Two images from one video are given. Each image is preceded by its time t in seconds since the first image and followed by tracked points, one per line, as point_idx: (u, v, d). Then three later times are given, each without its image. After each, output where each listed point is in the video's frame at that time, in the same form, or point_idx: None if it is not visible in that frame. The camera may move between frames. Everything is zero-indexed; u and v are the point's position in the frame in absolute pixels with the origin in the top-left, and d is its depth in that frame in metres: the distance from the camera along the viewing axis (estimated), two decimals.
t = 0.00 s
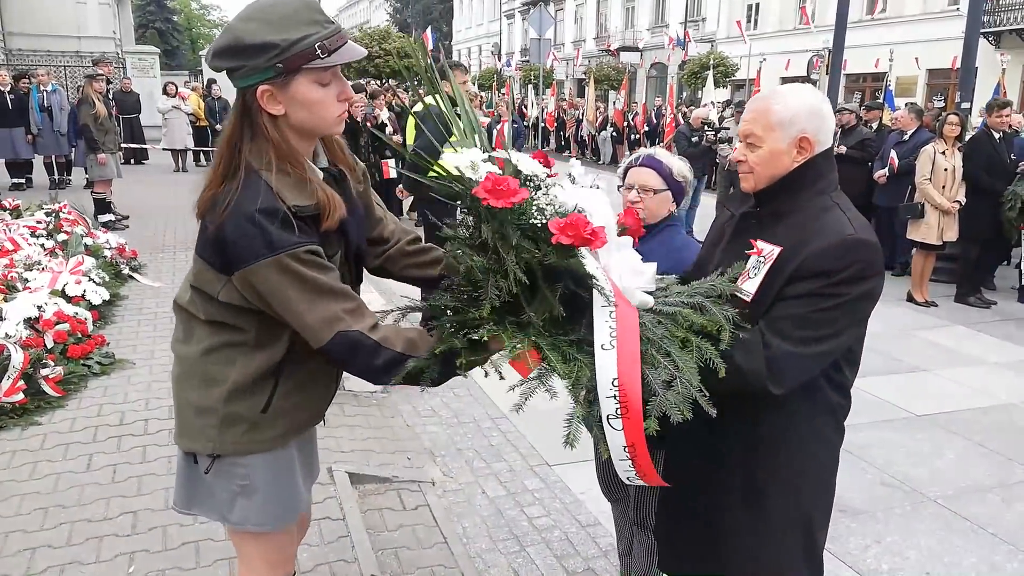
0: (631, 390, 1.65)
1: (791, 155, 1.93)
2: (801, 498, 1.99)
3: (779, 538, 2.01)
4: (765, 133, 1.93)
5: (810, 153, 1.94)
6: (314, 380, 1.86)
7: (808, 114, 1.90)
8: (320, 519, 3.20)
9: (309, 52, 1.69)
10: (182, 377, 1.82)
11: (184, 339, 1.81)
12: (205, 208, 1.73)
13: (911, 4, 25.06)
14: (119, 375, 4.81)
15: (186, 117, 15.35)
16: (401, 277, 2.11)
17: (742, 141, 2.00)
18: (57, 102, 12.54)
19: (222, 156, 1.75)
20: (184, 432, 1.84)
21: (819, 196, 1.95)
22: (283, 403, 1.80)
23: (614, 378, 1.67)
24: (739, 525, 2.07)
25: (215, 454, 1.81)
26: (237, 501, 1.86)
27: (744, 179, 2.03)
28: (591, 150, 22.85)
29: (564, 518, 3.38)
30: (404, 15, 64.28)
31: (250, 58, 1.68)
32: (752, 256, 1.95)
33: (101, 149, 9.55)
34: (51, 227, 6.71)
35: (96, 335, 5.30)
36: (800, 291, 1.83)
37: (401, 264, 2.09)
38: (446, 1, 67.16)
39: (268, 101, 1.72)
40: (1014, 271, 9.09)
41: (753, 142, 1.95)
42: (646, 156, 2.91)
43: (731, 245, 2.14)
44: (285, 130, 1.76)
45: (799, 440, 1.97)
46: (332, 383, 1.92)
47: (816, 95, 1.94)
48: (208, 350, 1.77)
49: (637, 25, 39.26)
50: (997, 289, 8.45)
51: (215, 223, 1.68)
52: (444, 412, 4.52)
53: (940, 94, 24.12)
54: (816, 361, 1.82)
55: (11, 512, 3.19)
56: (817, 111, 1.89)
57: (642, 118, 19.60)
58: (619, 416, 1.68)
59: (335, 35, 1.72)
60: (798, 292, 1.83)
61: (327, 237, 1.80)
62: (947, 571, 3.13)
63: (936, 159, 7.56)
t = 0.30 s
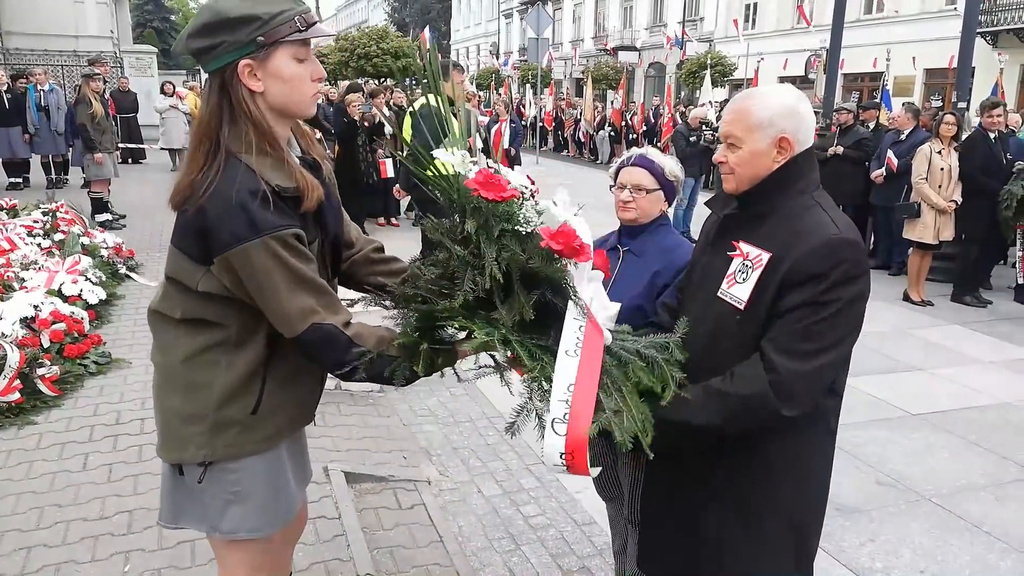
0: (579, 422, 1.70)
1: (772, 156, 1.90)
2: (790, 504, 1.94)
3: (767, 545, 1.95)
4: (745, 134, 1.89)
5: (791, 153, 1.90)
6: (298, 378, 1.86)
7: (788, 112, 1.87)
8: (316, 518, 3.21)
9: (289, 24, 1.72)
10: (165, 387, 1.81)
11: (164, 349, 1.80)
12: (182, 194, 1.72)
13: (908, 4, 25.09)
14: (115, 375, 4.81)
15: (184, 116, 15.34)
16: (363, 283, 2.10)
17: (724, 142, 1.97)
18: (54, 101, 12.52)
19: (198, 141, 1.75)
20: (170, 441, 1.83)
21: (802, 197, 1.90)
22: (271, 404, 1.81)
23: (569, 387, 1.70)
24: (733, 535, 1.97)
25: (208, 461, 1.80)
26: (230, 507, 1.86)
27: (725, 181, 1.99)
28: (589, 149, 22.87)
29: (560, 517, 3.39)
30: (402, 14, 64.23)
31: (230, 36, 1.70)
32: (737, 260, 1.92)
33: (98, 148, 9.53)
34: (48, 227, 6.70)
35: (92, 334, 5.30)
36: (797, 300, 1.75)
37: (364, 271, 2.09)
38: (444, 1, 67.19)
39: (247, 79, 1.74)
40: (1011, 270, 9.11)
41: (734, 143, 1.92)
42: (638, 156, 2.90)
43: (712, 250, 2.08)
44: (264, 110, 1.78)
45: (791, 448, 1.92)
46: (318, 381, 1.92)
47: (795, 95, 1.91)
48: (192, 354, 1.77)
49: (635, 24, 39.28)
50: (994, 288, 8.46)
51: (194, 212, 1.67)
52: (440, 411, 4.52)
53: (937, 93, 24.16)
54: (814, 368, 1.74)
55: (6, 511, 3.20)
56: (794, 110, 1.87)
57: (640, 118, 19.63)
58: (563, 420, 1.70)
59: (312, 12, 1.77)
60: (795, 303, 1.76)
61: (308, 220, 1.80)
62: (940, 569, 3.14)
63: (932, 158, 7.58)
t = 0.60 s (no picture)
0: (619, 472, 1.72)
1: (749, 157, 1.90)
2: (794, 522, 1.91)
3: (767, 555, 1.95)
4: (721, 137, 1.90)
5: (769, 155, 1.90)
6: (271, 401, 1.82)
7: (763, 113, 1.87)
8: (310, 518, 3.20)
9: (294, 67, 1.72)
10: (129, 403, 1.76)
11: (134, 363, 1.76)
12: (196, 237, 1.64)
13: (904, 4, 25.13)
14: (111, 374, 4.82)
15: (180, 116, 15.33)
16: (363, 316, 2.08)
17: (703, 146, 1.97)
18: (50, 101, 12.50)
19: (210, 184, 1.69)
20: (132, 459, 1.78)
21: (783, 197, 1.90)
22: (241, 424, 1.77)
23: (618, 410, 1.75)
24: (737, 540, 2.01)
25: (166, 479, 1.77)
26: (197, 520, 1.82)
27: (705, 184, 2.00)
28: (585, 149, 22.89)
29: (555, 515, 3.40)
30: (398, 14, 64.15)
31: (240, 84, 1.69)
32: (719, 262, 1.94)
33: (94, 148, 9.52)
34: (44, 227, 6.70)
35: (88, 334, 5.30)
36: (790, 308, 1.76)
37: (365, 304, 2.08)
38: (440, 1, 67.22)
39: (261, 122, 1.73)
40: (1005, 270, 9.14)
41: (711, 146, 1.93)
42: (628, 156, 2.95)
43: (696, 250, 2.09)
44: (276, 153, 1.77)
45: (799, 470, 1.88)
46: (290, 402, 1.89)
47: (771, 95, 1.91)
48: (163, 370, 1.72)
49: (632, 25, 39.30)
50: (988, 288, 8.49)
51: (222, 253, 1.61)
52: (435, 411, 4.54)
53: (933, 94, 24.23)
54: (818, 376, 1.75)
55: (2, 511, 3.20)
56: (768, 111, 1.87)
57: (636, 118, 19.66)
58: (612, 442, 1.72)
59: (313, 53, 1.78)
60: (788, 313, 1.77)
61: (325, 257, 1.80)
62: (934, 567, 3.16)
63: (927, 158, 7.59)
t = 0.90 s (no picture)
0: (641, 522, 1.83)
1: (735, 159, 1.91)
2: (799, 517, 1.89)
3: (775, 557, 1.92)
4: (705, 139, 1.91)
5: (754, 157, 1.91)
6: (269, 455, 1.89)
7: (748, 116, 1.87)
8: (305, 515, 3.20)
9: (313, 173, 1.86)
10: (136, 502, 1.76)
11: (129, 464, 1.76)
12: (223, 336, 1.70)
13: (898, 4, 25.21)
14: (105, 374, 4.81)
15: (174, 115, 15.28)
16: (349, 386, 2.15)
17: (689, 148, 1.99)
18: (43, 100, 12.47)
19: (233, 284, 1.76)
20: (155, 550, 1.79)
21: (772, 198, 1.90)
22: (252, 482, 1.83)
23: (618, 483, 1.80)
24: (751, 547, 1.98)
25: (199, 550, 1.80)
26: (241, 569, 1.87)
27: (694, 185, 2.02)
28: (580, 148, 22.92)
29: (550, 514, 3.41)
30: (394, 13, 64.06)
31: (266, 191, 1.79)
32: (710, 265, 1.95)
33: (87, 147, 9.49)
34: (37, 226, 6.68)
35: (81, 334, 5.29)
36: (783, 315, 1.77)
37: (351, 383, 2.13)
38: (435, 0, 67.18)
39: (283, 226, 1.83)
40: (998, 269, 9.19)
41: (697, 148, 1.94)
42: (613, 156, 2.79)
43: (688, 252, 2.10)
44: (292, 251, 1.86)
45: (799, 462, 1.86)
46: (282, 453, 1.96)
47: (757, 94, 1.90)
48: (164, 460, 1.73)
49: (627, 24, 39.33)
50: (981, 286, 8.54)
51: (252, 354, 1.70)
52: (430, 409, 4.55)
53: (927, 93, 24.31)
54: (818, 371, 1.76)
55: None
56: (752, 113, 1.87)
57: (631, 117, 19.71)
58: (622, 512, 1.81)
59: (324, 159, 1.92)
60: (780, 320, 1.77)
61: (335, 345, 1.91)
62: (926, 564, 3.17)
63: (920, 157, 7.61)
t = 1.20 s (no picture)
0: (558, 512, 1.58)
1: (719, 157, 1.92)
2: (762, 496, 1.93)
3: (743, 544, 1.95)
4: (689, 139, 1.92)
5: (737, 155, 1.93)
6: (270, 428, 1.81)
7: (730, 112, 1.89)
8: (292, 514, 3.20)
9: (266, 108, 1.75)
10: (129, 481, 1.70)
11: (116, 446, 1.70)
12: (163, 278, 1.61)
13: (886, 5, 25.35)
14: (92, 373, 4.79)
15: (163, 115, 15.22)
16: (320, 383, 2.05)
17: (672, 148, 1.99)
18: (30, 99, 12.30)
19: (181, 221, 1.66)
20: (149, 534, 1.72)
21: (753, 195, 1.93)
22: (252, 457, 1.75)
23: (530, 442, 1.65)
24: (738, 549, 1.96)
25: (198, 531, 1.72)
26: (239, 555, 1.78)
27: (677, 186, 2.02)
28: (571, 148, 22.96)
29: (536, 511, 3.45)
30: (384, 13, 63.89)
31: (215, 119, 1.67)
32: (693, 261, 1.96)
33: (75, 148, 9.43)
34: (24, 226, 6.64)
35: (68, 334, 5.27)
36: (759, 303, 1.80)
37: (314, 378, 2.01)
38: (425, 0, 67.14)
39: (238, 155, 1.73)
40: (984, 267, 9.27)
41: (680, 148, 1.95)
42: (587, 160, 2.76)
43: (671, 250, 2.11)
44: (247, 183, 1.76)
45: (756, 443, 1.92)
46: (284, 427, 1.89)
47: (737, 93, 1.93)
48: (150, 437, 1.67)
49: (617, 24, 39.42)
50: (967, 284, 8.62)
51: (192, 293, 1.59)
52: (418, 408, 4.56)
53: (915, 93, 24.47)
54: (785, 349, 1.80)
55: None
56: (733, 110, 1.89)
57: (621, 117, 19.76)
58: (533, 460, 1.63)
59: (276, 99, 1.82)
60: (754, 308, 1.81)
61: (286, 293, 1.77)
62: (910, 559, 3.20)
63: (906, 156, 7.67)
